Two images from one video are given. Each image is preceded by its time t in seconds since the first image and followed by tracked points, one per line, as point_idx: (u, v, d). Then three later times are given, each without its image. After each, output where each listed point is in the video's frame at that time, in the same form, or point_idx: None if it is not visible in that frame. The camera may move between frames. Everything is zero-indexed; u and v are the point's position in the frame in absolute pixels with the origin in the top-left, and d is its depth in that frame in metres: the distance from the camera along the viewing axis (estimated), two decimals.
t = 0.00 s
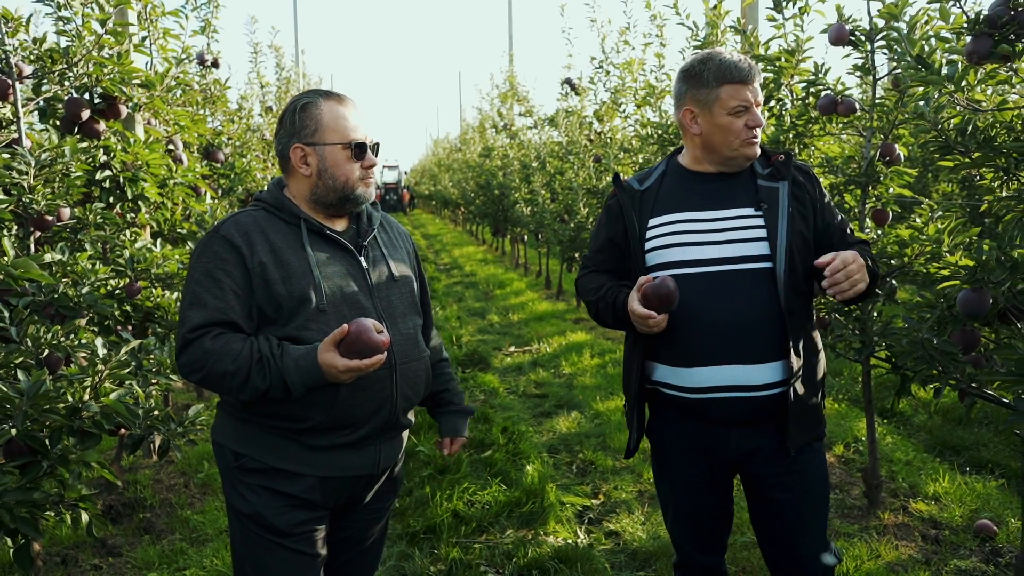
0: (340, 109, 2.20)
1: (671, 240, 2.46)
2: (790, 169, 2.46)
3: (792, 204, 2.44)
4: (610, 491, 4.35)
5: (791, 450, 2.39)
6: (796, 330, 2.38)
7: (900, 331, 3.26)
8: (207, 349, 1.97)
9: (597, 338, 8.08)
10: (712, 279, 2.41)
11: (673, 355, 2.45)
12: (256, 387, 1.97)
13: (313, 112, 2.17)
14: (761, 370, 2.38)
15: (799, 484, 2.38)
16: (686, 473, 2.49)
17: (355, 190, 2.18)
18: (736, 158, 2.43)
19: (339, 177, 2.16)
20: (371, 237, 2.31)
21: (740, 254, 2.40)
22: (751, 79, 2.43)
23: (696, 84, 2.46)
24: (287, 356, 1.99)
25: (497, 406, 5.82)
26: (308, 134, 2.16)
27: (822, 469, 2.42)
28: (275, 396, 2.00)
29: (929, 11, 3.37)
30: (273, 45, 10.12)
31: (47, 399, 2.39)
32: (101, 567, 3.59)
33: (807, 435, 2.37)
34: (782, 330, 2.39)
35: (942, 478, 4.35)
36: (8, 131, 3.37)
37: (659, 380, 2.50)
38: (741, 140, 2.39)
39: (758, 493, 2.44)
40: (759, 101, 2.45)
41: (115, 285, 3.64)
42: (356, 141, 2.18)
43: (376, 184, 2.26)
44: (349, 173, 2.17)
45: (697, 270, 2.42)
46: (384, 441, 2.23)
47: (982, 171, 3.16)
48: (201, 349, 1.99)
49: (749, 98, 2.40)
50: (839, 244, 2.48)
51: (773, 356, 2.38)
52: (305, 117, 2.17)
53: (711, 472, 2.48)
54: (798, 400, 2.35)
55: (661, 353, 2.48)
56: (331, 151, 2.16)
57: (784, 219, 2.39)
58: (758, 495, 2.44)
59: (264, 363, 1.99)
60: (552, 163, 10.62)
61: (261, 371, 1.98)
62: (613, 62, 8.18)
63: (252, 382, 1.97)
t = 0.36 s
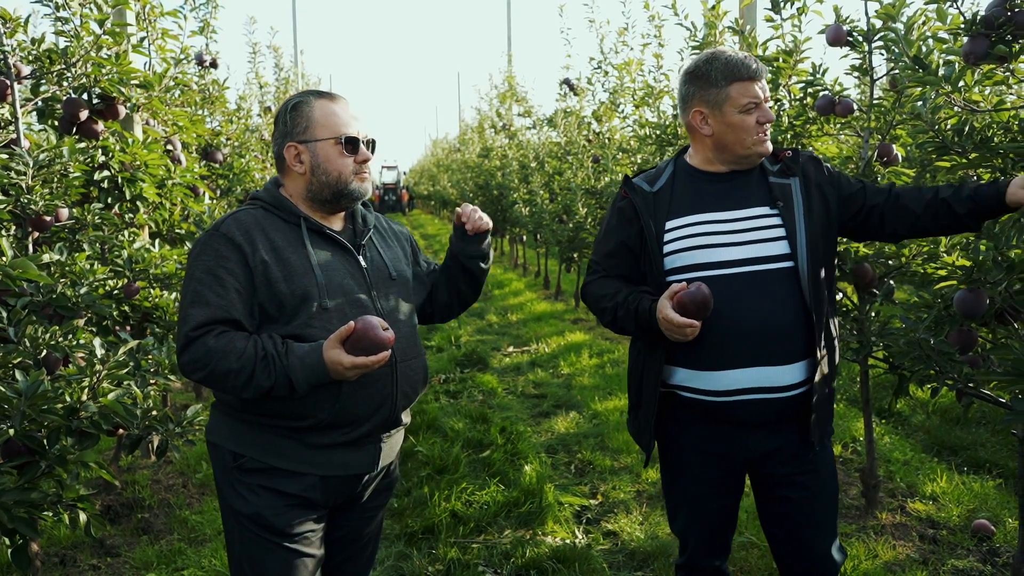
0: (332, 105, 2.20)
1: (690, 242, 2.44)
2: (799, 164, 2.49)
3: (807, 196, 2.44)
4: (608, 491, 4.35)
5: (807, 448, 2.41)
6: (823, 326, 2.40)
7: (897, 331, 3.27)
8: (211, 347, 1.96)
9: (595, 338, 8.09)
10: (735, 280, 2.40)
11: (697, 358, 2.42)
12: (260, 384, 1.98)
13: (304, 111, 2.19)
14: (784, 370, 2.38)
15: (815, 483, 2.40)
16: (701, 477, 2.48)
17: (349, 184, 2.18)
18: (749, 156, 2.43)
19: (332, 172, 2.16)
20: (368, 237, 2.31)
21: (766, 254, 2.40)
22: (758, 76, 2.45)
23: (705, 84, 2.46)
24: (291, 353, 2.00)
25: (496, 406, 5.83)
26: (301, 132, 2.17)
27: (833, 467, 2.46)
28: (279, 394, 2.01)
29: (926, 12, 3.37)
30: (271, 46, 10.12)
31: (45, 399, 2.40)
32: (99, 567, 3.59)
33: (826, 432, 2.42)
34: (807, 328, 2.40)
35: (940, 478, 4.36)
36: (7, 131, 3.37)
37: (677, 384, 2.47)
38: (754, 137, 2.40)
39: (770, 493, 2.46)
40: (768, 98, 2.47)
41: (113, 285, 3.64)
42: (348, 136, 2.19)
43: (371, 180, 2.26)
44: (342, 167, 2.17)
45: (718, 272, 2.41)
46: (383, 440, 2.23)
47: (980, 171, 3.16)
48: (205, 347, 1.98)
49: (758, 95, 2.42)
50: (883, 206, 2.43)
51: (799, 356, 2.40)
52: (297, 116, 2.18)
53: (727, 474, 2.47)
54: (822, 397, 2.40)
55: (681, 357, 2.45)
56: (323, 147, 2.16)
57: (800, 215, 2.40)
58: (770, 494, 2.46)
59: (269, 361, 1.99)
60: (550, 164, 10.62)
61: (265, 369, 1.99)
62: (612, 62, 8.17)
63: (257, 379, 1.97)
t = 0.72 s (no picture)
0: (338, 107, 2.23)
1: (723, 241, 2.45)
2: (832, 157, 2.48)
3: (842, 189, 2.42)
4: (606, 491, 4.37)
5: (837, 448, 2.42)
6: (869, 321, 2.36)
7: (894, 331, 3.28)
8: (218, 344, 1.97)
9: (594, 338, 8.11)
10: (768, 279, 2.40)
11: (731, 358, 2.43)
12: (266, 381, 1.99)
13: (312, 110, 2.21)
14: (820, 370, 2.38)
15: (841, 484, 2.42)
16: (727, 477, 2.49)
17: (353, 183, 2.20)
18: (779, 154, 2.44)
19: (336, 170, 2.18)
20: (366, 237, 2.33)
21: (799, 253, 2.40)
22: (790, 75, 2.45)
23: (736, 84, 2.47)
24: (298, 350, 2.01)
25: (495, 406, 5.84)
26: (307, 130, 2.19)
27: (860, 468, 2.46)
28: (284, 390, 2.02)
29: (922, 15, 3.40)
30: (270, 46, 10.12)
31: (47, 398, 2.41)
32: (99, 566, 3.61)
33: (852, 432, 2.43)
34: (843, 327, 2.40)
35: (937, 478, 4.38)
36: (8, 132, 3.37)
37: (710, 382, 2.48)
38: (785, 136, 2.40)
39: (796, 493, 2.48)
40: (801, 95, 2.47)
41: (113, 285, 3.65)
42: (353, 135, 2.21)
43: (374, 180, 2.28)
44: (346, 166, 2.19)
45: (751, 270, 2.41)
46: (383, 438, 2.25)
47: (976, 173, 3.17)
48: (212, 344, 1.98)
49: (790, 94, 2.42)
50: (923, 180, 2.38)
51: (835, 357, 2.39)
52: (304, 115, 2.21)
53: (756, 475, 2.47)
54: (863, 398, 2.38)
55: (715, 356, 2.46)
56: (329, 144, 2.18)
57: (834, 212, 2.39)
58: (794, 494, 2.48)
59: (276, 358, 2.01)
60: (550, 164, 10.64)
61: (271, 366, 2.00)
62: (611, 63, 8.18)
63: (263, 376, 1.99)
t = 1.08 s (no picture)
0: (346, 108, 2.25)
1: (763, 238, 2.46)
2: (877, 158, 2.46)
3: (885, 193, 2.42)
4: (606, 489, 4.38)
5: (861, 450, 2.44)
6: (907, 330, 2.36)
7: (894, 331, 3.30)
8: (218, 342, 1.97)
9: (594, 338, 8.12)
10: (805, 278, 2.41)
11: (766, 355, 2.43)
12: (266, 380, 2.00)
13: (320, 110, 2.22)
14: (855, 371, 2.39)
15: (861, 484, 2.45)
16: (750, 474, 2.50)
17: (357, 184, 2.21)
18: (820, 156, 2.42)
19: (341, 169, 2.19)
20: (366, 237, 2.34)
21: (836, 254, 2.41)
22: (840, 74, 2.39)
23: (783, 81, 2.44)
24: (298, 349, 2.02)
25: (495, 405, 5.85)
26: (312, 129, 2.20)
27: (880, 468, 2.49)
28: (284, 389, 2.03)
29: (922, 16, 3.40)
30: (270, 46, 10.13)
31: (50, 398, 2.42)
32: (101, 565, 3.62)
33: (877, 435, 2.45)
34: (880, 332, 2.41)
35: (936, 477, 4.39)
36: (9, 132, 3.38)
37: (742, 378, 2.48)
38: (826, 138, 2.38)
39: (815, 491, 2.50)
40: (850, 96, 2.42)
41: (114, 285, 3.66)
42: (360, 136, 2.23)
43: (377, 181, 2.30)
44: (351, 166, 2.20)
45: (789, 269, 2.43)
46: (383, 437, 2.26)
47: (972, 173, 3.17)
48: (212, 343, 1.98)
49: (836, 94, 2.38)
50: (967, 185, 2.37)
51: (869, 360, 2.40)
52: (312, 114, 2.21)
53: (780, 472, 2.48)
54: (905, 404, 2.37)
55: (750, 352, 2.46)
56: (335, 144, 2.20)
57: (874, 215, 2.39)
58: (812, 491, 2.51)
59: (275, 356, 2.01)
60: (549, 164, 10.65)
61: (271, 364, 2.01)
62: (610, 62, 8.18)
63: (263, 375, 2.00)
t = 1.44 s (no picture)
0: (344, 110, 2.26)
1: (763, 234, 2.46)
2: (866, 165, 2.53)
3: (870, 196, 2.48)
4: (604, 490, 4.39)
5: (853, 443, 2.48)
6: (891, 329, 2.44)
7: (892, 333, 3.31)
8: (216, 342, 1.99)
9: (592, 338, 8.13)
10: (803, 275, 2.43)
11: (765, 352, 2.43)
12: (263, 380, 2.01)
13: (317, 112, 2.23)
14: (848, 366, 2.42)
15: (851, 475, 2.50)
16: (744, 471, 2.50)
17: (355, 185, 2.22)
18: (838, 156, 2.48)
19: (339, 171, 2.20)
20: (365, 237, 2.34)
21: (832, 250, 2.44)
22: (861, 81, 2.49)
23: (822, 76, 2.43)
24: (295, 350, 2.03)
25: (493, 405, 5.86)
26: (311, 131, 2.21)
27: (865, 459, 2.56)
28: (282, 389, 2.04)
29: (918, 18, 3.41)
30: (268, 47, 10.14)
31: (50, 398, 2.43)
32: (101, 565, 3.63)
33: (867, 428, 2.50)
34: (872, 327, 2.46)
35: (933, 476, 4.40)
36: (9, 133, 3.40)
37: (740, 374, 2.47)
38: (849, 139, 2.45)
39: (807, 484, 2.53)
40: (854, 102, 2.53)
41: (114, 286, 3.68)
42: (358, 137, 2.24)
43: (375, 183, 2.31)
44: (349, 167, 2.21)
45: (788, 266, 2.43)
46: (380, 437, 2.27)
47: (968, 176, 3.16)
48: (209, 343, 2.00)
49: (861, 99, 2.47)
50: (933, 202, 2.46)
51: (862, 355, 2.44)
52: (310, 116, 2.23)
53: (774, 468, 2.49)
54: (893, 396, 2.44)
55: (749, 348, 2.46)
56: (333, 146, 2.21)
57: (866, 214, 2.44)
58: (803, 485, 2.54)
59: (273, 356, 2.02)
60: (547, 164, 10.66)
61: (269, 364, 2.02)
62: (608, 63, 8.18)
63: (260, 375, 2.00)
